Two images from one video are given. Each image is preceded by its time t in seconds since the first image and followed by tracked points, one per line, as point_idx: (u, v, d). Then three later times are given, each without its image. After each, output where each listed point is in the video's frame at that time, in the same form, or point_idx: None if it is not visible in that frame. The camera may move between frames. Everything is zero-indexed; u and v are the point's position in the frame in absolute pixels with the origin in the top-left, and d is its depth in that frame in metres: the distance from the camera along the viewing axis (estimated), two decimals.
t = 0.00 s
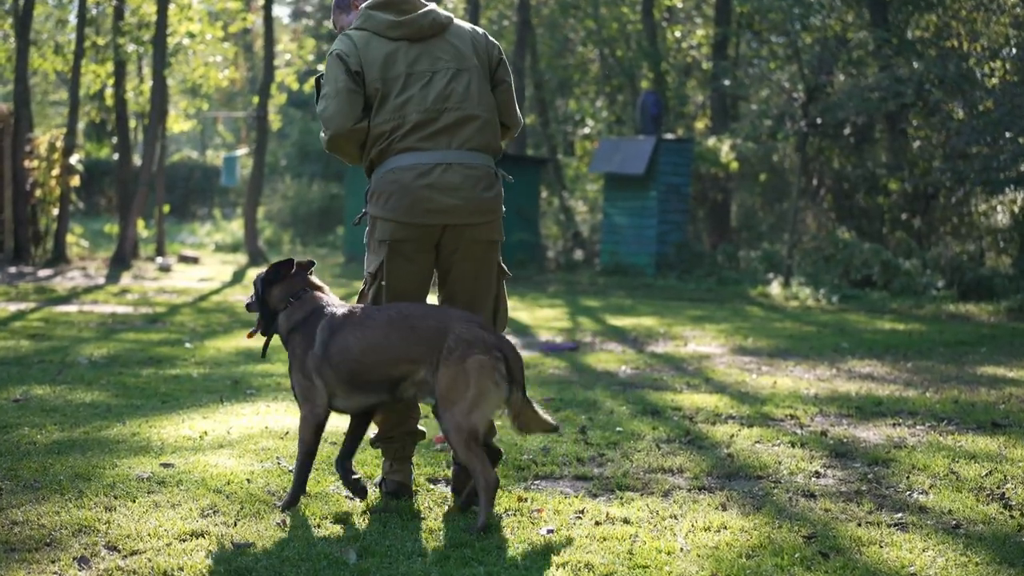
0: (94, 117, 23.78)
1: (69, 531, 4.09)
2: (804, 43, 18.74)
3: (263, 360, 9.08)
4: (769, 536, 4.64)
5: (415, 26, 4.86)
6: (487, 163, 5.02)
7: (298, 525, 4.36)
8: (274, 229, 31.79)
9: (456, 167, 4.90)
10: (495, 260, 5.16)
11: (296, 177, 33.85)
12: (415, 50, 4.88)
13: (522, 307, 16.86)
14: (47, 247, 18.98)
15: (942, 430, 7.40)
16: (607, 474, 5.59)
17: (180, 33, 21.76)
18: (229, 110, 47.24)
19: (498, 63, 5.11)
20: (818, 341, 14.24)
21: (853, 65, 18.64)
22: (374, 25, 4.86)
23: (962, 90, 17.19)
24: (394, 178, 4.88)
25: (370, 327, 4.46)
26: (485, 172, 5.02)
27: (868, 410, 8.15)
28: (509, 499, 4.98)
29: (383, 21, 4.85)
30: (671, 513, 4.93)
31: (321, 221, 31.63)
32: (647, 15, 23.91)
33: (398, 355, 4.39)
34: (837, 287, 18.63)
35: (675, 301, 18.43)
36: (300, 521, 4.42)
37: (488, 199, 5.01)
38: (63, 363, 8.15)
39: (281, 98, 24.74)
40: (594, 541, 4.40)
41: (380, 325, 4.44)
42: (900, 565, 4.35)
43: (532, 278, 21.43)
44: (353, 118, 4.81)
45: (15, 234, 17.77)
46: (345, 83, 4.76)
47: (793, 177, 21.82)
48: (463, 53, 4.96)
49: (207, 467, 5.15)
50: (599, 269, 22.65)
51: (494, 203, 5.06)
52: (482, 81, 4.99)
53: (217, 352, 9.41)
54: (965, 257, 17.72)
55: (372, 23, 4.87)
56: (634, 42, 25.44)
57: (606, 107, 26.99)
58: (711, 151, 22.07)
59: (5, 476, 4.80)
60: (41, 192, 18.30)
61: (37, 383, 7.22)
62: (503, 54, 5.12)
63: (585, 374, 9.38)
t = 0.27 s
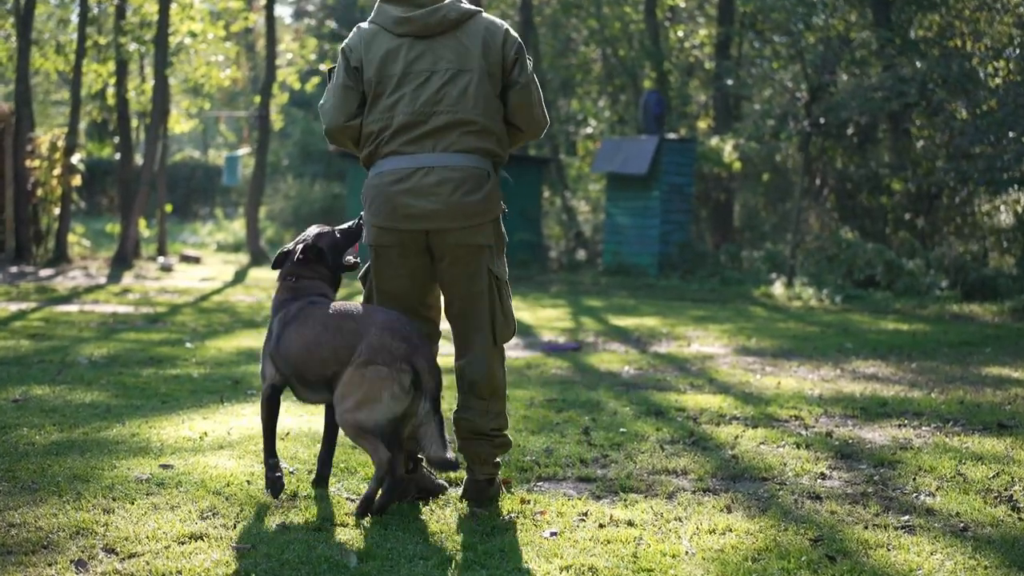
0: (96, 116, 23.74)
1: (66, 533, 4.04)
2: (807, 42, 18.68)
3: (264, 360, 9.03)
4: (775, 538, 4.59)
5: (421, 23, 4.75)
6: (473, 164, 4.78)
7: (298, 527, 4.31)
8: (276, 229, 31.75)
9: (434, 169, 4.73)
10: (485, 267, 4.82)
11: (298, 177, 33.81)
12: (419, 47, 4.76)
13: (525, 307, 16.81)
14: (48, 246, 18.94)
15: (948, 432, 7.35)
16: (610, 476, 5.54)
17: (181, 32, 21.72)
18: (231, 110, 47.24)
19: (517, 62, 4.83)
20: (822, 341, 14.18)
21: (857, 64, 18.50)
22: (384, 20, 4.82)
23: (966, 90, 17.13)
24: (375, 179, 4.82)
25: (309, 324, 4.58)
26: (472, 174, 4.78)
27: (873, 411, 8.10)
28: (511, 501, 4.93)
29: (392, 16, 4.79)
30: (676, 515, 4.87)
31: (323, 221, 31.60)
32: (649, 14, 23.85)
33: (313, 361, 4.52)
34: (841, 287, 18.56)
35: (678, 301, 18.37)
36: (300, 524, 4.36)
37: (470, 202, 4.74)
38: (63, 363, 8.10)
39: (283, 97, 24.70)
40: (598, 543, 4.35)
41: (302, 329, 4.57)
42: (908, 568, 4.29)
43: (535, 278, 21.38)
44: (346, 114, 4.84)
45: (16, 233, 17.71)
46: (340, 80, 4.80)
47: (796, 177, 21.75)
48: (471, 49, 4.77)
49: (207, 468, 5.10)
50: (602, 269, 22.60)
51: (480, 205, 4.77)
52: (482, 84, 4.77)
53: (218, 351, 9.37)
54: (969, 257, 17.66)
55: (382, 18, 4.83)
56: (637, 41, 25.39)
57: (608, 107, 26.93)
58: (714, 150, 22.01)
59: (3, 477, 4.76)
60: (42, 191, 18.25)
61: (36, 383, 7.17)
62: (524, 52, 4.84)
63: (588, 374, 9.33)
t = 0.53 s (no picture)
0: (98, 116, 23.72)
1: (67, 536, 3.99)
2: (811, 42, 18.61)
3: (267, 360, 8.99)
4: (785, 541, 4.52)
5: (406, 15, 4.59)
6: (416, 158, 4.46)
7: (302, 529, 4.25)
8: (279, 229, 31.72)
9: (377, 164, 4.51)
10: (421, 268, 4.44)
11: (301, 177, 33.77)
12: (400, 41, 4.61)
13: (529, 307, 16.76)
14: (50, 246, 18.90)
15: (957, 433, 7.27)
16: (616, 477, 5.48)
17: (184, 32, 21.68)
18: (234, 109, 47.22)
19: (486, 49, 4.35)
20: (828, 342, 14.11)
21: (861, 64, 18.37)
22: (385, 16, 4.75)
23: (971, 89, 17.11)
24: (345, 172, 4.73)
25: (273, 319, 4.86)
26: (413, 167, 4.45)
27: (880, 412, 8.03)
28: (516, 503, 4.87)
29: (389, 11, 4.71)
30: (683, 518, 4.81)
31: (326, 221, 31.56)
32: (653, 13, 23.78)
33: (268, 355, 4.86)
34: (845, 287, 18.48)
35: (682, 301, 18.30)
36: (304, 526, 4.30)
37: (399, 198, 4.42)
38: (65, 363, 8.06)
39: (286, 97, 24.66)
40: (606, 546, 4.28)
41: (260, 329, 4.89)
42: (921, 572, 4.24)
43: (538, 278, 21.32)
44: (342, 108, 4.89)
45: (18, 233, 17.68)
46: (341, 75, 4.88)
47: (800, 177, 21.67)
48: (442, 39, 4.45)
49: (209, 469, 5.05)
50: (606, 269, 22.53)
51: (412, 201, 4.42)
52: (441, 75, 4.43)
53: (221, 352, 9.32)
54: (974, 257, 17.58)
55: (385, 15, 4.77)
56: (640, 40, 25.32)
57: (612, 106, 26.86)
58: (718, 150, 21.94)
59: (4, 479, 4.70)
60: (45, 190, 18.23)
61: (37, 383, 7.12)
62: (494, 40, 4.34)
63: (594, 375, 9.27)
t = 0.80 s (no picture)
0: (103, 116, 23.70)
1: (69, 540, 3.94)
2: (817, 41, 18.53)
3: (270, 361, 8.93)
4: (795, 545, 4.46)
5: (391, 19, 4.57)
6: (361, 154, 4.42)
7: (306, 533, 4.20)
8: (284, 229, 31.68)
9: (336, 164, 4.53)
10: (361, 266, 4.43)
11: (306, 176, 33.74)
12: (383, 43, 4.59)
13: (534, 307, 16.70)
14: (55, 245, 18.88)
15: (967, 434, 7.20)
16: (624, 479, 5.42)
17: (189, 31, 21.64)
18: (238, 109, 47.21)
19: (433, 41, 4.20)
20: (834, 342, 14.03)
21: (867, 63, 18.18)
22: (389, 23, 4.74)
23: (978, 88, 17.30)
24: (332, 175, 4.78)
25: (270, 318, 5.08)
26: (357, 164, 4.42)
27: (890, 413, 7.96)
28: (523, 506, 4.80)
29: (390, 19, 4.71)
30: (692, 521, 4.75)
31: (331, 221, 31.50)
32: (658, 12, 23.71)
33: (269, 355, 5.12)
34: (851, 287, 18.39)
35: (687, 301, 18.22)
36: (308, 529, 4.25)
37: (340, 198, 4.43)
38: (69, 363, 8.01)
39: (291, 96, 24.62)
40: (615, 551, 4.22)
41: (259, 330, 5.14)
42: None
43: (543, 278, 21.25)
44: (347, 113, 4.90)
45: (23, 232, 17.66)
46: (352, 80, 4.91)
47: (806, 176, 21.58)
48: (405, 35, 4.37)
49: (213, 471, 5.00)
50: (611, 268, 22.46)
51: (351, 199, 4.40)
52: (395, 73, 4.35)
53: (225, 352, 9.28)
54: (980, 257, 17.49)
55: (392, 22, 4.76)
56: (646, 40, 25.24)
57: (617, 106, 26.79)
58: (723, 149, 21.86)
59: (5, 481, 4.65)
60: (49, 190, 18.22)
61: (39, 384, 7.08)
62: (440, 35, 4.18)
63: (600, 375, 9.20)
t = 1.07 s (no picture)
0: (108, 115, 23.67)
1: (70, 542, 3.89)
2: (823, 40, 18.43)
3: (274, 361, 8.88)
4: (806, 549, 4.39)
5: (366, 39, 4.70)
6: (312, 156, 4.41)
7: (310, 536, 4.14)
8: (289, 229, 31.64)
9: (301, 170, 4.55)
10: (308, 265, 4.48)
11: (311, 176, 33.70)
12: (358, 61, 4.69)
13: (539, 307, 16.64)
14: (59, 245, 18.85)
15: (978, 436, 7.12)
16: (632, 481, 5.35)
17: (194, 31, 21.61)
18: (244, 109, 47.19)
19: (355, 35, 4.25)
20: (842, 342, 13.94)
21: (873, 63, 18.20)
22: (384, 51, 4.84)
23: (985, 88, 16.98)
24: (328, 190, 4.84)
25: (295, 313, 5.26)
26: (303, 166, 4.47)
27: (899, 414, 7.88)
28: (530, 508, 4.73)
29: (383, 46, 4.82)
30: (701, 524, 4.68)
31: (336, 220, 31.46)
32: (664, 12, 23.63)
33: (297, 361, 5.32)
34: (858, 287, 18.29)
35: (693, 301, 18.14)
36: (313, 532, 4.19)
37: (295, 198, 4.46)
38: (72, 363, 7.97)
39: (295, 96, 24.58)
40: (623, 555, 4.15)
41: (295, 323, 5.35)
42: None
43: (549, 278, 21.18)
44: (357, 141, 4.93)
45: (27, 232, 17.62)
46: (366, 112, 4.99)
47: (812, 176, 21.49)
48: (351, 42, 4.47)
49: (217, 473, 4.95)
50: (616, 268, 22.38)
51: (298, 200, 4.42)
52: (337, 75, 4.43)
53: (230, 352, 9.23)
54: (988, 257, 17.38)
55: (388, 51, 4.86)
56: (651, 39, 25.16)
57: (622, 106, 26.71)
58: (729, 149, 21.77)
59: (6, 483, 4.60)
60: (54, 189, 18.19)
61: (44, 383, 7.04)
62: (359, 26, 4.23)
63: (608, 375, 9.14)
